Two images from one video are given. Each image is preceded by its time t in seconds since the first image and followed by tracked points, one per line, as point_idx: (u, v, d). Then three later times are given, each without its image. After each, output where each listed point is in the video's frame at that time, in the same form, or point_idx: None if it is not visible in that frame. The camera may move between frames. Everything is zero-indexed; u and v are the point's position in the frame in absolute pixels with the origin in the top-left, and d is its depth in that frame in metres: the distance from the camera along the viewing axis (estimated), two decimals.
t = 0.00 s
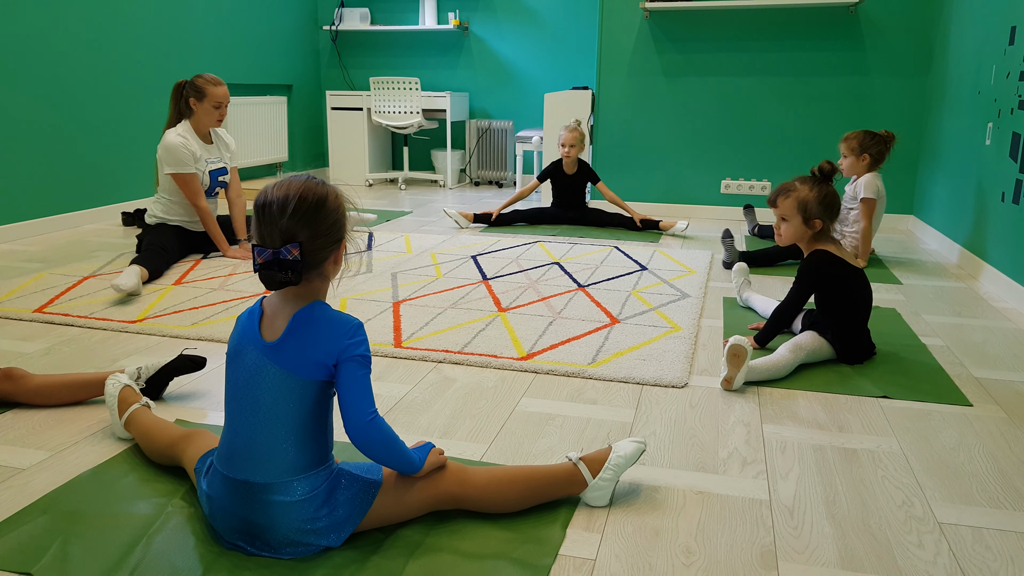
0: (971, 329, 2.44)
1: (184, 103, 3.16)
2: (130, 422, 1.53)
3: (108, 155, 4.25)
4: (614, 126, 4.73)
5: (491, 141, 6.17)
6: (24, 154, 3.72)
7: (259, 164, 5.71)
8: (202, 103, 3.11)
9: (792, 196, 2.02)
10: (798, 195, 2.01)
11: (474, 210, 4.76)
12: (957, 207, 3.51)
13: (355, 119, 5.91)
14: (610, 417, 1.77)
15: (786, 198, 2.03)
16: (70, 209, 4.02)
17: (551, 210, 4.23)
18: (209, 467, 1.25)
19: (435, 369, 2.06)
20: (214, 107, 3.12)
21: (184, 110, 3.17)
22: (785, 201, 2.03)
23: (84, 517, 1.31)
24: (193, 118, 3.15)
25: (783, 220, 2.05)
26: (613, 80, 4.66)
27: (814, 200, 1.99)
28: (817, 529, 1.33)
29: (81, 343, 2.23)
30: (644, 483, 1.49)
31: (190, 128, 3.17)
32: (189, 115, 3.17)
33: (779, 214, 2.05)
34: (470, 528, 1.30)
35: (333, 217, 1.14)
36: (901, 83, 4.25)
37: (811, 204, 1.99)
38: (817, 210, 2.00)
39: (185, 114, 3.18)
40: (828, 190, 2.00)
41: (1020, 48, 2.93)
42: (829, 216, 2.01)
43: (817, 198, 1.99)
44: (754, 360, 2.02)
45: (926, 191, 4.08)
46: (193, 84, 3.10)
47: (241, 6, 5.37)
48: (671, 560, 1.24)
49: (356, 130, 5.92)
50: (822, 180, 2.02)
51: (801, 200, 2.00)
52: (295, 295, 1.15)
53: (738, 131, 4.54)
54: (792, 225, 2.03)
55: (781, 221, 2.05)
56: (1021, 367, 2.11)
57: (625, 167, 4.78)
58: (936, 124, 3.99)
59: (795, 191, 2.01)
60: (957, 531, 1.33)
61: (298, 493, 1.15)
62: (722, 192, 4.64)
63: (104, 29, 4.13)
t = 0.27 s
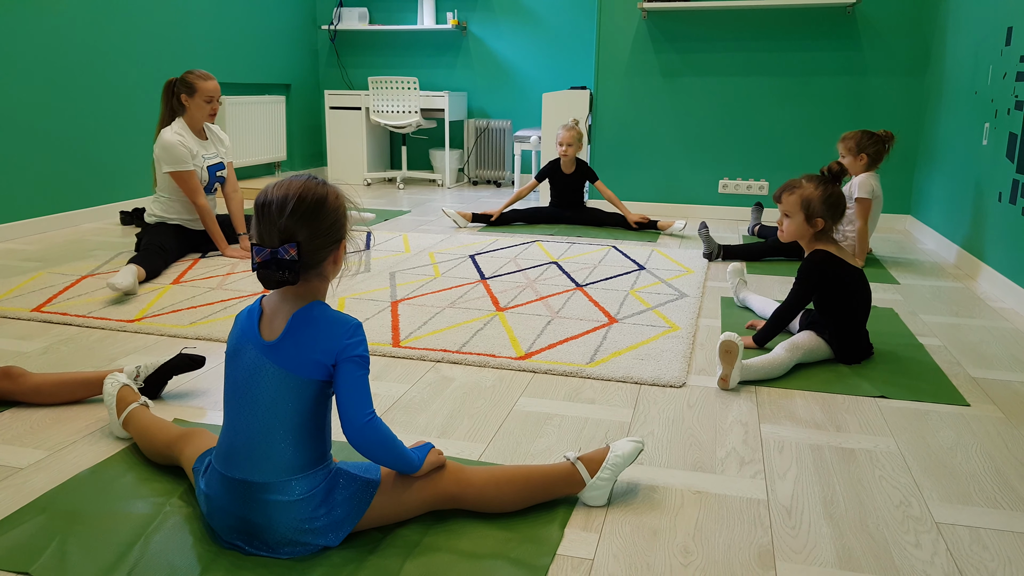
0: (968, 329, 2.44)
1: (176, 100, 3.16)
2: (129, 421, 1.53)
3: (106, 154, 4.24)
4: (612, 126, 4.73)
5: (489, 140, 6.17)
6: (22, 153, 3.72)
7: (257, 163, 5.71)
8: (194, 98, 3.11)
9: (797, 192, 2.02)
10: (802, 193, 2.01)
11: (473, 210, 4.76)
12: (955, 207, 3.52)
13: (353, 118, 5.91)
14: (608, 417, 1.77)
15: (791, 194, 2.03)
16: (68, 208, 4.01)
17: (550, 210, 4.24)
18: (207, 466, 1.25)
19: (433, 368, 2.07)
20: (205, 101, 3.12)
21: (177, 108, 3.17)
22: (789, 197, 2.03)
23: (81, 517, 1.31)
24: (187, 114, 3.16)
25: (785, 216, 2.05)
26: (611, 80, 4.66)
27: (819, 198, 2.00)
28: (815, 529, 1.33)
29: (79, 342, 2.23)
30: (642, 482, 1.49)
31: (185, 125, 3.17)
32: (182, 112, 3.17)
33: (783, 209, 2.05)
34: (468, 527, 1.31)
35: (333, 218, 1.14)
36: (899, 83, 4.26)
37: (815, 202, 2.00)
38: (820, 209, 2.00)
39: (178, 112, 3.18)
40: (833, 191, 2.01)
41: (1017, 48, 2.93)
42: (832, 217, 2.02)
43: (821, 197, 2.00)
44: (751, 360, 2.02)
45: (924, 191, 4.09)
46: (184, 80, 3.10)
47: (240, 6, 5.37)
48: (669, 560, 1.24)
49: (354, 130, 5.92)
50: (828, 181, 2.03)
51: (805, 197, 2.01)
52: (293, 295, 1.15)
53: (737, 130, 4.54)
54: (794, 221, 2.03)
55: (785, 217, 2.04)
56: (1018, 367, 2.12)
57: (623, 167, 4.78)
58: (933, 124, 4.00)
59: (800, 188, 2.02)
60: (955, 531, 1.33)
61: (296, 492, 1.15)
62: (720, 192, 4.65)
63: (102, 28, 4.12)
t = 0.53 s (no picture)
0: (965, 331, 2.45)
1: (170, 100, 3.15)
2: (127, 421, 1.53)
3: (104, 154, 4.24)
4: (611, 127, 4.74)
5: (488, 141, 6.18)
6: (21, 152, 3.72)
7: (256, 163, 5.70)
8: (186, 95, 3.10)
9: (799, 192, 2.02)
10: (805, 193, 2.01)
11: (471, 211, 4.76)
12: (953, 209, 3.53)
13: (352, 119, 5.91)
14: (607, 418, 1.78)
15: (793, 193, 2.04)
16: (66, 208, 4.01)
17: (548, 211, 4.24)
18: (207, 466, 1.25)
19: (432, 369, 2.07)
20: (198, 96, 3.10)
21: (171, 107, 3.16)
22: (791, 197, 2.03)
23: (79, 516, 1.31)
24: (182, 113, 3.15)
25: (786, 215, 2.06)
26: (610, 81, 4.66)
27: (820, 200, 2.00)
28: (812, 531, 1.33)
29: (78, 342, 2.23)
30: (640, 483, 1.49)
31: (180, 124, 3.17)
32: (177, 111, 3.17)
33: (784, 209, 2.06)
34: (467, 528, 1.31)
35: (331, 217, 1.14)
36: (897, 86, 4.27)
37: (816, 203, 2.00)
38: (822, 211, 2.01)
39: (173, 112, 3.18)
40: (836, 194, 2.01)
41: (1015, 50, 2.94)
42: (832, 219, 2.02)
43: (823, 199, 2.00)
44: (749, 361, 2.02)
45: (922, 193, 4.10)
46: (175, 77, 3.10)
47: (239, 6, 5.37)
48: (666, 560, 1.25)
49: (353, 130, 5.92)
50: (832, 183, 2.03)
51: (807, 198, 2.01)
52: (289, 294, 1.15)
53: (735, 132, 4.55)
54: (795, 221, 2.04)
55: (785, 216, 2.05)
56: (1015, 369, 2.12)
57: (622, 168, 4.78)
58: (931, 126, 4.01)
59: (803, 188, 2.02)
60: (952, 533, 1.33)
61: (294, 492, 1.15)
62: (718, 193, 4.65)
63: (101, 28, 4.12)
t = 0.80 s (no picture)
0: (961, 336, 2.46)
1: (162, 103, 3.15)
2: (124, 424, 1.52)
3: (101, 156, 4.23)
4: (608, 131, 4.74)
5: (485, 144, 6.18)
6: (17, 153, 3.71)
7: (253, 166, 5.70)
8: (178, 95, 3.11)
9: (800, 196, 2.04)
10: (806, 197, 2.03)
11: (469, 214, 4.77)
12: (948, 214, 3.54)
13: (350, 121, 5.91)
14: (604, 421, 1.78)
15: (794, 197, 2.05)
16: (63, 210, 4.00)
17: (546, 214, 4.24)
18: (203, 470, 1.25)
19: (428, 372, 2.07)
20: (191, 95, 3.12)
21: (164, 110, 3.16)
22: (793, 201, 2.05)
23: (75, 519, 1.31)
24: (175, 114, 3.15)
25: (786, 219, 2.07)
26: (608, 85, 4.68)
27: (821, 203, 2.01)
28: (809, 535, 1.34)
29: (74, 344, 2.22)
30: (637, 487, 1.49)
31: (174, 125, 3.17)
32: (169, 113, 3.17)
33: (785, 213, 2.07)
34: (463, 531, 1.31)
35: (328, 217, 1.15)
36: (893, 91, 4.28)
37: (817, 207, 2.01)
38: (822, 215, 2.02)
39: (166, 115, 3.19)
40: (837, 198, 2.03)
41: (1011, 56, 2.95)
42: (833, 223, 2.03)
43: (824, 203, 2.01)
44: (746, 365, 2.02)
45: (917, 197, 4.11)
46: (165, 80, 3.11)
47: (237, 9, 5.37)
48: (663, 564, 1.25)
49: (350, 133, 5.92)
50: (832, 187, 2.04)
51: (807, 202, 2.02)
52: (289, 297, 1.15)
53: (732, 136, 4.56)
54: (795, 225, 2.05)
55: (786, 219, 2.07)
56: (1011, 374, 2.13)
57: (619, 172, 4.79)
58: (927, 131, 4.02)
59: (804, 192, 2.03)
60: (948, 537, 1.34)
61: (292, 496, 1.15)
62: (715, 198, 4.66)
63: (98, 29, 4.12)
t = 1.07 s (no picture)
0: (961, 339, 2.46)
1: (156, 107, 3.15)
2: (124, 424, 1.52)
3: (101, 156, 4.23)
4: (608, 133, 4.75)
5: (485, 146, 6.19)
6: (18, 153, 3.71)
7: (253, 167, 5.70)
8: (172, 95, 3.12)
9: (807, 199, 2.04)
10: (813, 200, 2.03)
11: (468, 216, 4.77)
12: (949, 217, 3.54)
13: (350, 123, 5.91)
14: (604, 424, 1.77)
15: (801, 199, 2.05)
16: (63, 210, 4.00)
17: (546, 216, 4.24)
18: (204, 471, 1.24)
19: (428, 373, 2.06)
20: (184, 93, 3.12)
21: (159, 112, 3.16)
22: (800, 203, 2.05)
23: (75, 519, 1.30)
24: (171, 115, 3.16)
25: (794, 221, 2.08)
26: (608, 88, 4.68)
27: (828, 206, 2.02)
28: (809, 537, 1.33)
29: (73, 344, 2.22)
30: (637, 489, 1.49)
31: (171, 126, 3.17)
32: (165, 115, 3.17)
33: (791, 215, 2.08)
34: (463, 532, 1.30)
35: (331, 219, 1.15)
36: (893, 94, 4.29)
37: (824, 210, 2.02)
38: (829, 218, 2.03)
39: (161, 117, 3.19)
40: (844, 201, 2.03)
41: (1011, 60, 2.96)
42: (839, 227, 2.03)
43: (831, 206, 2.02)
44: (747, 368, 2.02)
45: (917, 201, 4.11)
46: (156, 82, 3.11)
47: (238, 10, 5.37)
48: (663, 566, 1.24)
49: (350, 134, 5.92)
50: (838, 190, 2.04)
51: (815, 205, 2.03)
52: (291, 298, 1.15)
53: (732, 139, 4.56)
54: (802, 227, 2.06)
55: (794, 222, 2.08)
56: (1012, 378, 2.12)
57: (619, 175, 4.79)
58: (927, 135, 4.03)
59: (811, 195, 2.04)
60: (948, 540, 1.34)
61: (296, 496, 1.15)
62: (715, 201, 4.66)
63: (99, 30, 4.12)
